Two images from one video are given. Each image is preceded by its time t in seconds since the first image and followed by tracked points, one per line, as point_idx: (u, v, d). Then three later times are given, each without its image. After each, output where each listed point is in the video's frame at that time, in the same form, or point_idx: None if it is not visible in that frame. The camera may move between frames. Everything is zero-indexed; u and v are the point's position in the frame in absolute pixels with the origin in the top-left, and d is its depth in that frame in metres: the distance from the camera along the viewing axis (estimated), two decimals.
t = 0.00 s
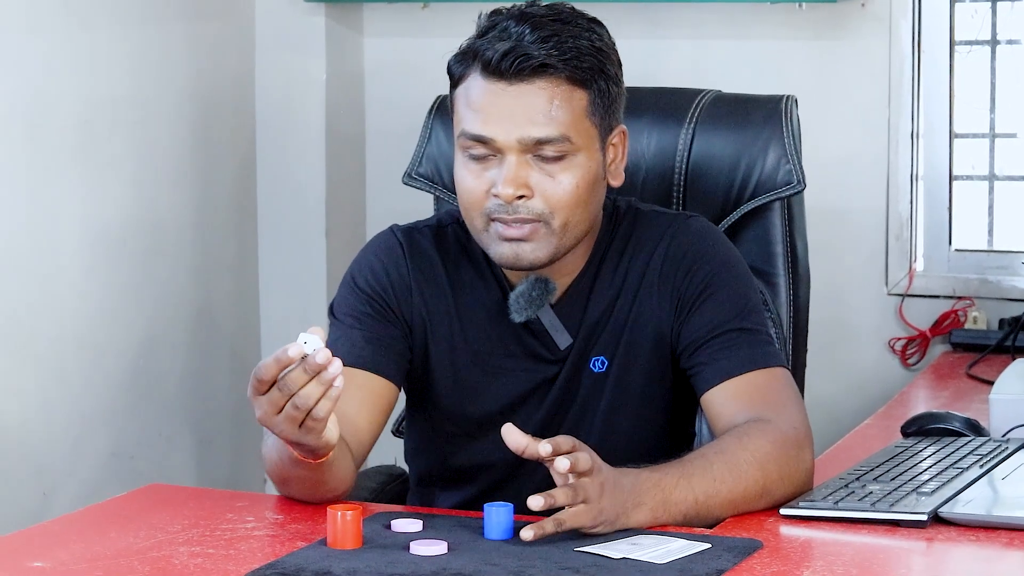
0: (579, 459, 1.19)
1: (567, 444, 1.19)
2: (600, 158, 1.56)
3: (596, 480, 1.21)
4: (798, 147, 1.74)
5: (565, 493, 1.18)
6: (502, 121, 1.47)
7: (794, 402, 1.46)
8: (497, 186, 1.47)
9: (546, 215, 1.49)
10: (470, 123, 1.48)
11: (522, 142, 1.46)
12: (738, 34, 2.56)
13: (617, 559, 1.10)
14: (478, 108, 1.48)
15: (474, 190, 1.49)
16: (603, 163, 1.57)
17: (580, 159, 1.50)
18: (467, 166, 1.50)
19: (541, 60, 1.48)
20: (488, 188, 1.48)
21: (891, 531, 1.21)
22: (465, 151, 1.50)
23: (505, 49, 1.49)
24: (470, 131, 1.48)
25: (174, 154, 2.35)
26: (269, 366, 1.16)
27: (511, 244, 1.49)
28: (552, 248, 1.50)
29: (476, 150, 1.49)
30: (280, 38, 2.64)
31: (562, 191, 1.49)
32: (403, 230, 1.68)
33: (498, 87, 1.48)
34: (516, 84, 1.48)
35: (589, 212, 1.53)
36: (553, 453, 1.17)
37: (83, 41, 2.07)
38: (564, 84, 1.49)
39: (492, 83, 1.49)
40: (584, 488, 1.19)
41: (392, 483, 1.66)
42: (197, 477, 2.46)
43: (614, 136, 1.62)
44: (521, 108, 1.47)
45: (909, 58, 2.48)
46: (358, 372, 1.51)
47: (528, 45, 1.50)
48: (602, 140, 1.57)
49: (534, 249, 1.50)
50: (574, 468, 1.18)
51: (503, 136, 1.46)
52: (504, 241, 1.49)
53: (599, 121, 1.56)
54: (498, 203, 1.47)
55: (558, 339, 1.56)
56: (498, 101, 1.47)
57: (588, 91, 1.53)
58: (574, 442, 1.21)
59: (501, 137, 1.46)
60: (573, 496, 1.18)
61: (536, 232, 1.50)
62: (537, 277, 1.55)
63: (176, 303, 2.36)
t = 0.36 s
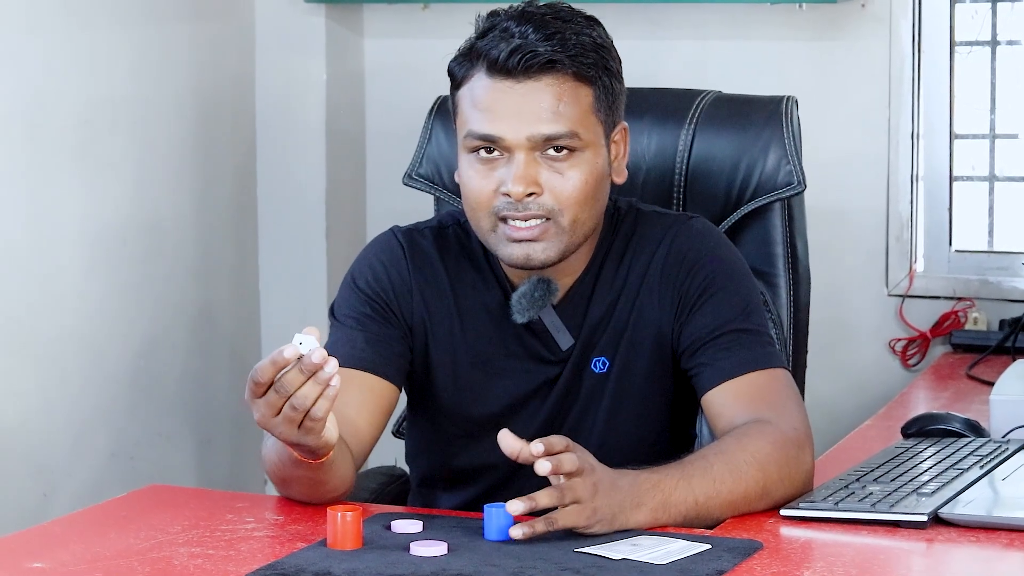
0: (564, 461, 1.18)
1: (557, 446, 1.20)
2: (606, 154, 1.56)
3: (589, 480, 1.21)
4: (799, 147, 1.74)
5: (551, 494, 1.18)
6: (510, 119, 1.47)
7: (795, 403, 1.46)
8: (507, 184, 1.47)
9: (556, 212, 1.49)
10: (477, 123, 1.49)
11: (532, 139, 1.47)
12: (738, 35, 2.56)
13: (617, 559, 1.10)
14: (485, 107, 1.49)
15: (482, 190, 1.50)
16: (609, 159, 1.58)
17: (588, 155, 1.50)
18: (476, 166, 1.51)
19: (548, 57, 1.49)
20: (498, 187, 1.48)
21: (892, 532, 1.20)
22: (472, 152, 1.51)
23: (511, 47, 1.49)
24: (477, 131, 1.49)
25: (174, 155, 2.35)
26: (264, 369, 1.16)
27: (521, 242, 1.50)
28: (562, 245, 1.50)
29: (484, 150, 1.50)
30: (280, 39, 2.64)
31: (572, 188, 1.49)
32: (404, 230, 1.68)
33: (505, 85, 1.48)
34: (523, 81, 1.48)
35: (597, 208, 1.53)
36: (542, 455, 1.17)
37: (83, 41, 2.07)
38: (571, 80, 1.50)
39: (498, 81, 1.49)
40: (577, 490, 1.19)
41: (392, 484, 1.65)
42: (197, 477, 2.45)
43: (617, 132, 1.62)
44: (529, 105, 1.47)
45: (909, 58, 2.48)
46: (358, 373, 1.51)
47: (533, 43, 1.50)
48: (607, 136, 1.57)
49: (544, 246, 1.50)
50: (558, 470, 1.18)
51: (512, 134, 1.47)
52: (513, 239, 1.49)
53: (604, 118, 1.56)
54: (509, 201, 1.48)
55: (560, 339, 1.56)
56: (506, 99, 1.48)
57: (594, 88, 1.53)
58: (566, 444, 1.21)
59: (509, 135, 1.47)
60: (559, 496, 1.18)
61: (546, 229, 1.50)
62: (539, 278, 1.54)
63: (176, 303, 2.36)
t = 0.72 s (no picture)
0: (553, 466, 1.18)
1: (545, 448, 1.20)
2: (608, 156, 1.56)
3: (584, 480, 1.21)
4: (798, 148, 1.74)
5: (541, 497, 1.19)
6: (513, 122, 1.47)
7: (793, 403, 1.46)
8: (511, 187, 1.48)
9: (559, 215, 1.49)
10: (480, 126, 1.49)
11: (536, 142, 1.47)
12: (738, 36, 2.56)
13: (616, 560, 1.10)
14: (487, 110, 1.49)
15: (485, 193, 1.50)
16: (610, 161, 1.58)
17: (591, 157, 1.51)
18: (479, 169, 1.51)
19: (551, 59, 1.49)
20: (501, 190, 1.49)
21: (890, 532, 1.21)
22: (474, 155, 1.51)
23: (514, 50, 1.49)
24: (480, 134, 1.49)
25: (174, 155, 2.35)
26: (236, 360, 1.15)
27: (524, 245, 1.50)
28: (565, 247, 1.50)
29: (486, 153, 1.50)
30: (280, 39, 2.64)
31: (575, 190, 1.49)
32: (404, 231, 1.68)
33: (507, 88, 1.48)
34: (526, 84, 1.48)
35: (599, 210, 1.53)
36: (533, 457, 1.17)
37: (83, 41, 2.07)
38: (573, 83, 1.50)
39: (500, 84, 1.49)
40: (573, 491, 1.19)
41: (391, 484, 1.65)
42: (196, 477, 2.46)
43: (617, 134, 1.62)
44: (533, 108, 1.47)
45: (908, 58, 2.48)
46: (357, 374, 1.51)
47: (535, 45, 1.50)
48: (608, 138, 1.57)
49: (547, 249, 1.50)
50: (545, 473, 1.19)
51: (515, 137, 1.47)
52: (516, 242, 1.50)
53: (606, 119, 1.56)
54: (512, 204, 1.48)
55: (559, 340, 1.56)
56: (508, 102, 1.48)
57: (595, 90, 1.53)
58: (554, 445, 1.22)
59: (513, 138, 1.47)
60: (550, 499, 1.19)
61: (549, 232, 1.50)
62: (539, 279, 1.55)
63: (176, 303, 2.36)
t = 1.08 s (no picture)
0: (498, 502, 1.16)
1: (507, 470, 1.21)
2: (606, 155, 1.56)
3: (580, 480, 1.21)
4: (794, 147, 1.74)
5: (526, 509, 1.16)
6: (513, 121, 1.47)
7: (789, 402, 1.46)
8: (510, 186, 1.47)
9: (558, 214, 1.49)
10: (478, 125, 1.49)
11: (535, 141, 1.47)
12: (735, 35, 2.56)
13: (610, 559, 1.10)
14: (486, 109, 1.49)
15: (484, 192, 1.50)
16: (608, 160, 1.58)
17: (589, 156, 1.51)
18: (477, 168, 1.51)
19: (551, 59, 1.49)
20: (500, 189, 1.48)
21: (885, 531, 1.20)
22: (473, 154, 1.51)
23: (513, 49, 1.49)
24: (478, 133, 1.49)
25: (172, 154, 2.35)
26: (256, 362, 1.15)
27: (522, 244, 1.49)
28: (563, 246, 1.50)
29: (485, 152, 1.50)
30: (278, 38, 2.64)
31: (574, 189, 1.49)
32: (400, 230, 1.68)
33: (506, 87, 1.48)
34: (525, 83, 1.48)
35: (597, 209, 1.53)
36: (501, 483, 1.17)
37: (81, 40, 2.07)
38: (572, 82, 1.50)
39: (499, 83, 1.49)
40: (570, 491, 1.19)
41: (387, 484, 1.66)
42: (193, 477, 2.46)
43: (615, 133, 1.62)
44: (532, 107, 1.47)
45: (905, 58, 2.48)
46: (353, 374, 1.51)
47: (534, 44, 1.50)
48: (606, 137, 1.57)
49: (545, 248, 1.50)
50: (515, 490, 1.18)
51: (514, 136, 1.47)
52: (515, 241, 1.49)
53: (604, 119, 1.56)
54: (511, 203, 1.48)
55: (556, 339, 1.56)
56: (507, 101, 1.48)
57: (594, 89, 1.53)
58: (516, 462, 1.22)
59: (512, 137, 1.47)
60: (534, 510, 1.17)
61: (547, 231, 1.50)
62: (535, 279, 1.55)
63: (174, 303, 2.36)
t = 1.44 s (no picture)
0: (496, 501, 1.17)
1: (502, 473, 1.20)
2: (604, 156, 1.56)
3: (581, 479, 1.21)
4: (793, 147, 1.74)
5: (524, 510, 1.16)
6: (511, 122, 1.47)
7: (787, 403, 1.46)
8: (508, 188, 1.47)
9: (556, 216, 1.49)
10: (476, 126, 1.49)
11: (533, 142, 1.47)
12: (734, 36, 2.56)
13: (609, 559, 1.10)
14: (484, 110, 1.49)
15: (482, 193, 1.50)
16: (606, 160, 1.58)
17: (587, 158, 1.50)
18: (475, 170, 1.50)
19: (549, 60, 1.49)
20: (498, 191, 1.48)
21: (884, 532, 1.20)
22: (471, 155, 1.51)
23: (512, 51, 1.49)
24: (476, 134, 1.49)
25: (170, 154, 2.35)
26: (265, 359, 1.15)
27: (520, 246, 1.50)
28: (561, 248, 1.50)
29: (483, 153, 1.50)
30: (277, 39, 2.64)
31: (572, 191, 1.49)
32: (399, 230, 1.68)
33: (504, 88, 1.48)
34: (524, 85, 1.48)
35: (595, 211, 1.53)
36: (497, 485, 1.16)
37: (79, 40, 2.07)
38: (571, 83, 1.50)
39: (497, 85, 1.49)
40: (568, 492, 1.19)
41: (386, 484, 1.66)
42: (192, 477, 2.46)
43: (613, 134, 1.62)
44: (531, 108, 1.47)
45: (904, 58, 2.48)
46: (349, 374, 1.51)
47: (532, 46, 1.50)
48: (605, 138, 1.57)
49: (543, 250, 1.50)
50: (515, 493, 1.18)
51: (512, 138, 1.47)
52: (513, 243, 1.50)
53: (602, 120, 1.56)
54: (509, 205, 1.48)
55: (554, 340, 1.56)
56: (506, 103, 1.48)
57: (592, 91, 1.53)
58: (513, 463, 1.21)
59: (511, 139, 1.47)
60: (532, 510, 1.16)
61: (546, 233, 1.50)
62: (534, 279, 1.55)
63: (172, 303, 2.36)
